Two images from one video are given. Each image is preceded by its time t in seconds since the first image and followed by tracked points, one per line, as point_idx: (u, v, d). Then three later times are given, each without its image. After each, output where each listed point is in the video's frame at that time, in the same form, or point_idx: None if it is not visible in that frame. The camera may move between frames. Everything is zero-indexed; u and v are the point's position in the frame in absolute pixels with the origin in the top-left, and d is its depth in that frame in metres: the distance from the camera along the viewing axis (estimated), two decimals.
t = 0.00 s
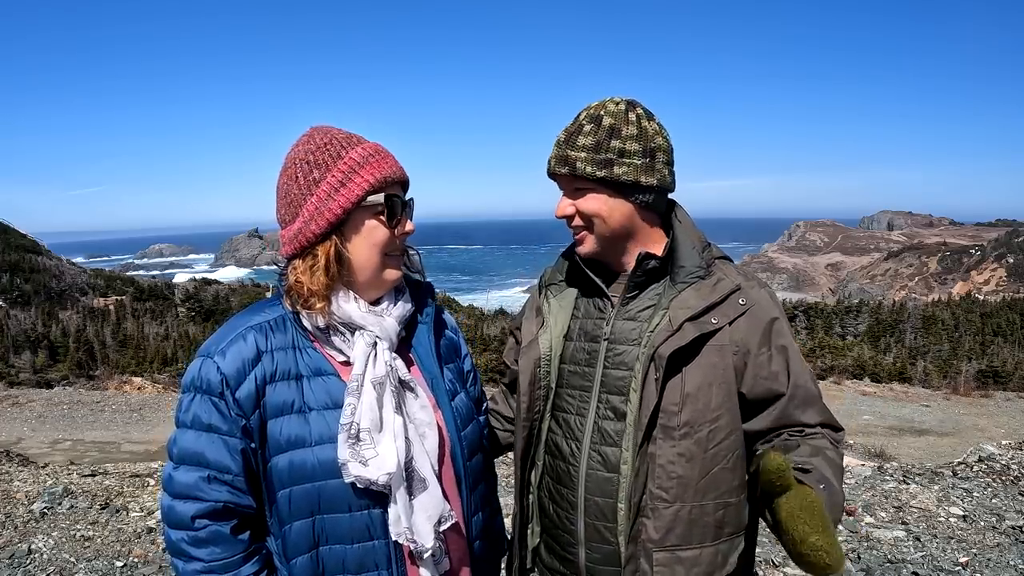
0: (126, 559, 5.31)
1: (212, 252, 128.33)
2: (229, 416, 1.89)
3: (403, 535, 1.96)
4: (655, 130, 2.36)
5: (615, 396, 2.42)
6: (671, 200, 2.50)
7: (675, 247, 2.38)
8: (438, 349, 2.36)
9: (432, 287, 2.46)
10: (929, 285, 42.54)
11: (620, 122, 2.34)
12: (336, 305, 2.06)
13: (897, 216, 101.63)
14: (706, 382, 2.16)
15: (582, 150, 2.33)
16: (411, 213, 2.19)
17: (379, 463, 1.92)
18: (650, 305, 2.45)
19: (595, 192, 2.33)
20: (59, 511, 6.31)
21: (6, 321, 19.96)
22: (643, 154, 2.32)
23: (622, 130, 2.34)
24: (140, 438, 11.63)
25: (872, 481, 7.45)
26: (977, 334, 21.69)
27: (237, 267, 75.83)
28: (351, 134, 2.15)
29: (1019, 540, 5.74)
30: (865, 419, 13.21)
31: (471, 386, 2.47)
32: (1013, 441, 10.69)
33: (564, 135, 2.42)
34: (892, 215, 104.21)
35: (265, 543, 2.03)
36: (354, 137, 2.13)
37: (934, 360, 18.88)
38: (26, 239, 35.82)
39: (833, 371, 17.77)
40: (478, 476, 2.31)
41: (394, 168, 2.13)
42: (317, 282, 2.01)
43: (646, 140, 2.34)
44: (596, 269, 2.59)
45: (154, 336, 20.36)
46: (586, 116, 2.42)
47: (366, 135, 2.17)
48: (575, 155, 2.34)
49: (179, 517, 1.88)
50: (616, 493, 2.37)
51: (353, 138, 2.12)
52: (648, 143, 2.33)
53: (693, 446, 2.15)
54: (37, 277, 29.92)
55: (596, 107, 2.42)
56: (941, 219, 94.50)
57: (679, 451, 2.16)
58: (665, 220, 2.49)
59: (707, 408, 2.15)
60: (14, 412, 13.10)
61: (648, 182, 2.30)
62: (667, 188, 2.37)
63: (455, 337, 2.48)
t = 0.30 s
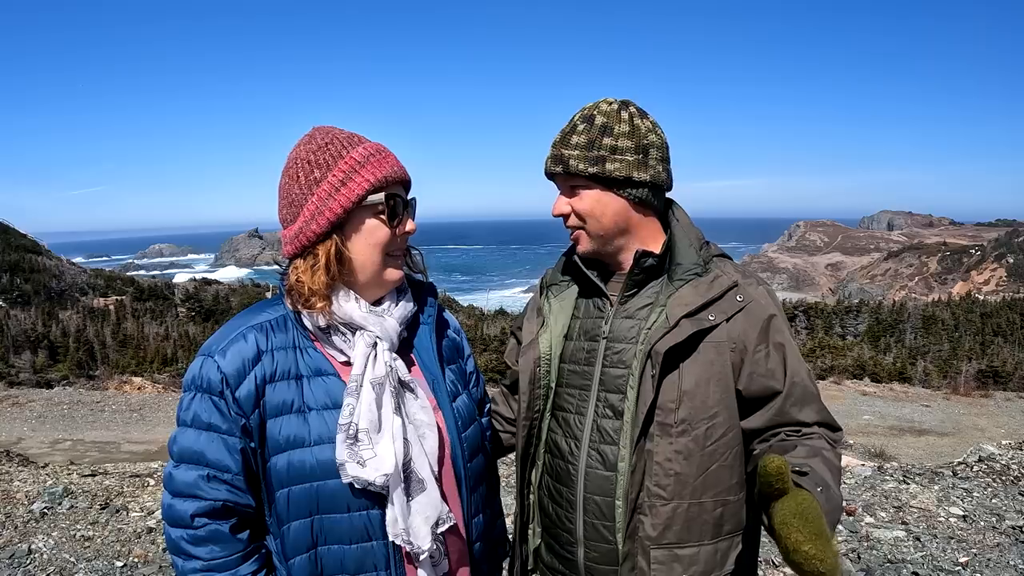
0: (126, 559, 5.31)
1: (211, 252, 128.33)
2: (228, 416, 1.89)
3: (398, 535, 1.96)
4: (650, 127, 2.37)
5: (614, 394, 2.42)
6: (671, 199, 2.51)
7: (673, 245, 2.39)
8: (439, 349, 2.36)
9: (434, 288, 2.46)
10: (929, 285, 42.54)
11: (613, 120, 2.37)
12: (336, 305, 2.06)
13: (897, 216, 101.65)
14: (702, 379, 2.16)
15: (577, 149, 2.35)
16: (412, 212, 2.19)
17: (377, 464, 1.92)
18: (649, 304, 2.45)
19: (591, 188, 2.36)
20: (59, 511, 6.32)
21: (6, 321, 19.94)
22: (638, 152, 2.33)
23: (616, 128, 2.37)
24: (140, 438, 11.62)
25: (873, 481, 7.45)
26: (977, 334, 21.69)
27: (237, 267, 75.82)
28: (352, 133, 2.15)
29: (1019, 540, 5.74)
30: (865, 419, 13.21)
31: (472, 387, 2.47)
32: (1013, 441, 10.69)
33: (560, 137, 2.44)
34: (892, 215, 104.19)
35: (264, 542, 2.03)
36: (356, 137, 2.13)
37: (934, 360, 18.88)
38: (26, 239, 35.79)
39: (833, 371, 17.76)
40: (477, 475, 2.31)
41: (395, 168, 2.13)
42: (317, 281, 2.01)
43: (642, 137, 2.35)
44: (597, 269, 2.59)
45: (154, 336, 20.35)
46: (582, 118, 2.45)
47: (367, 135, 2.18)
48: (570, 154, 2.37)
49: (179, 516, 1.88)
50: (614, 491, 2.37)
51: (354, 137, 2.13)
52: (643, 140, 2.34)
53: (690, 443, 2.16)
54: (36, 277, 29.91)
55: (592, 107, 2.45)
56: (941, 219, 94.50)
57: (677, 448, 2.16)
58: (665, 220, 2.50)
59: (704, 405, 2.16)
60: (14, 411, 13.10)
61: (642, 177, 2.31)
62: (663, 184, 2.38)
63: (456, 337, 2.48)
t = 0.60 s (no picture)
0: (126, 559, 5.31)
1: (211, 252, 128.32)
2: (229, 415, 1.89)
3: (399, 535, 1.96)
4: (659, 128, 2.38)
5: (615, 394, 2.42)
6: (672, 200, 2.52)
7: (675, 246, 2.39)
8: (440, 348, 2.35)
9: (436, 288, 2.46)
10: (929, 285, 42.55)
11: (626, 119, 2.38)
12: (337, 305, 2.05)
13: (897, 216, 101.65)
14: (704, 379, 2.16)
15: (590, 147, 2.35)
16: (412, 212, 2.19)
17: (378, 464, 1.92)
18: (649, 304, 2.45)
19: (603, 187, 2.36)
20: (59, 511, 6.32)
21: (6, 321, 19.93)
22: (648, 151, 2.35)
23: (629, 128, 2.38)
24: (140, 438, 11.63)
25: (873, 481, 7.45)
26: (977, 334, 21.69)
27: (236, 267, 75.85)
28: (354, 132, 2.15)
29: (1019, 540, 5.74)
30: (865, 419, 13.20)
31: (473, 387, 2.47)
32: (1013, 441, 10.69)
33: (570, 134, 2.42)
34: (892, 215, 104.17)
35: (266, 542, 2.03)
36: (357, 136, 2.13)
37: (934, 360, 18.89)
38: (26, 239, 35.77)
39: (833, 371, 17.75)
40: (477, 474, 2.31)
41: (396, 168, 2.13)
42: (317, 281, 2.01)
43: (652, 138, 2.37)
44: (598, 269, 2.59)
45: (154, 336, 20.35)
46: (592, 115, 2.44)
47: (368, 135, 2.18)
48: (583, 151, 2.35)
49: (180, 516, 1.88)
50: (614, 490, 2.37)
51: (355, 137, 2.13)
52: (654, 141, 2.36)
53: (690, 442, 2.16)
54: (36, 277, 29.92)
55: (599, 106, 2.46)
56: (941, 219, 94.46)
57: (677, 447, 2.16)
58: (667, 220, 2.50)
59: (704, 405, 2.16)
60: (14, 411, 13.10)
61: (650, 177, 2.32)
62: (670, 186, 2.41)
63: (457, 337, 2.48)
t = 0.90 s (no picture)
0: (126, 559, 5.32)
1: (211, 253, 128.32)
2: (228, 415, 1.89)
3: (399, 535, 1.96)
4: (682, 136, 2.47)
5: (616, 396, 2.42)
6: (670, 202, 2.52)
7: (673, 246, 2.40)
8: (438, 349, 2.36)
9: (432, 288, 2.47)
10: (929, 285, 42.54)
11: (656, 122, 2.42)
12: (335, 305, 2.06)
13: (897, 216, 101.70)
14: (706, 380, 2.16)
15: (634, 146, 2.33)
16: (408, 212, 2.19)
17: (377, 463, 1.92)
18: (648, 305, 2.45)
19: (638, 191, 2.36)
20: (59, 511, 6.32)
21: (6, 321, 19.94)
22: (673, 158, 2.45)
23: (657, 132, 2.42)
24: (140, 438, 11.63)
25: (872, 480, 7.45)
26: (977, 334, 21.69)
27: (236, 267, 75.84)
28: (350, 132, 2.16)
29: (1019, 540, 5.75)
30: (865, 419, 13.20)
31: (471, 387, 2.47)
32: (1013, 441, 10.69)
33: (605, 129, 2.36)
34: (892, 215, 104.22)
35: (265, 542, 2.03)
36: (353, 137, 2.14)
37: (934, 360, 18.89)
38: (26, 239, 35.77)
39: (833, 371, 17.75)
40: (475, 475, 2.31)
41: (393, 167, 2.14)
42: (315, 281, 2.01)
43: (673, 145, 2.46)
44: (595, 270, 2.59)
45: (154, 336, 20.36)
46: (622, 112, 2.42)
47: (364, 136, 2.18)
48: (628, 150, 2.32)
49: (179, 516, 1.88)
50: (618, 494, 2.37)
51: (352, 137, 2.13)
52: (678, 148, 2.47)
53: (695, 443, 2.15)
54: (36, 277, 29.93)
55: (621, 104, 2.45)
56: (940, 219, 94.51)
57: (682, 448, 2.16)
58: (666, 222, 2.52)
59: (708, 405, 2.15)
60: (13, 411, 13.10)
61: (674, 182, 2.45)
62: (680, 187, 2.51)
63: (455, 337, 2.47)
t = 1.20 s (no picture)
0: (126, 559, 5.31)
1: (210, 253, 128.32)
2: (224, 414, 1.90)
3: (391, 533, 1.95)
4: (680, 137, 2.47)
5: (623, 401, 2.42)
6: (669, 202, 2.52)
7: (676, 249, 2.40)
8: (435, 349, 2.36)
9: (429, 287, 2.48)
10: (929, 285, 42.54)
11: (653, 122, 2.42)
12: (330, 305, 2.07)
13: (897, 216, 101.70)
14: (716, 384, 2.15)
15: (634, 146, 2.34)
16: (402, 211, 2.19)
17: (370, 462, 1.92)
18: (651, 308, 2.46)
19: (641, 190, 2.35)
20: (59, 511, 6.32)
21: (6, 322, 19.94)
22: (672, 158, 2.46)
23: (655, 131, 2.42)
24: (140, 438, 11.63)
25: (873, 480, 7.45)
26: (977, 334, 21.68)
27: (236, 267, 75.82)
28: (343, 131, 2.15)
29: (1019, 540, 5.75)
30: (865, 419, 13.19)
31: (469, 386, 2.47)
32: (1013, 441, 10.69)
33: (603, 131, 2.37)
34: (892, 215, 104.23)
35: (260, 540, 2.03)
36: (345, 136, 2.13)
37: (934, 360, 18.89)
38: (26, 239, 35.77)
39: (833, 371, 17.75)
40: (475, 475, 2.31)
41: (385, 166, 2.13)
42: (308, 280, 2.01)
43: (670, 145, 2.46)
44: (595, 272, 2.59)
45: (154, 336, 20.35)
46: (619, 112, 2.42)
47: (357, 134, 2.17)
48: (629, 151, 2.32)
49: (174, 514, 1.88)
50: (628, 499, 2.37)
51: (344, 137, 2.13)
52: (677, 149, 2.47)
53: (706, 447, 2.14)
54: (36, 277, 29.95)
55: (616, 103, 2.46)
56: (940, 219, 94.55)
57: (693, 453, 2.15)
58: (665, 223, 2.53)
59: (718, 409, 2.15)
60: (13, 412, 13.10)
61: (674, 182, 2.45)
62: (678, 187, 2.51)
63: (452, 337, 2.48)
